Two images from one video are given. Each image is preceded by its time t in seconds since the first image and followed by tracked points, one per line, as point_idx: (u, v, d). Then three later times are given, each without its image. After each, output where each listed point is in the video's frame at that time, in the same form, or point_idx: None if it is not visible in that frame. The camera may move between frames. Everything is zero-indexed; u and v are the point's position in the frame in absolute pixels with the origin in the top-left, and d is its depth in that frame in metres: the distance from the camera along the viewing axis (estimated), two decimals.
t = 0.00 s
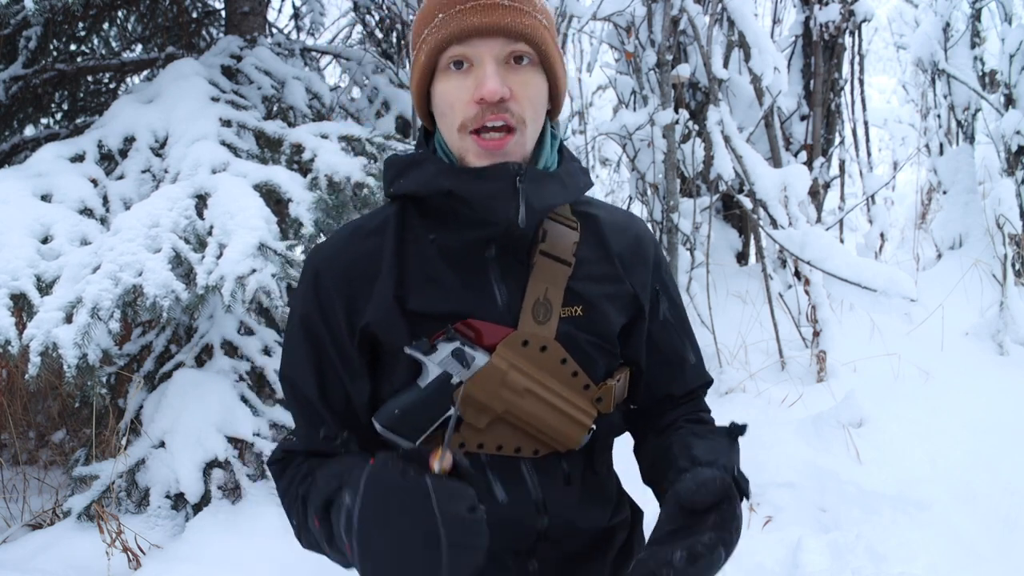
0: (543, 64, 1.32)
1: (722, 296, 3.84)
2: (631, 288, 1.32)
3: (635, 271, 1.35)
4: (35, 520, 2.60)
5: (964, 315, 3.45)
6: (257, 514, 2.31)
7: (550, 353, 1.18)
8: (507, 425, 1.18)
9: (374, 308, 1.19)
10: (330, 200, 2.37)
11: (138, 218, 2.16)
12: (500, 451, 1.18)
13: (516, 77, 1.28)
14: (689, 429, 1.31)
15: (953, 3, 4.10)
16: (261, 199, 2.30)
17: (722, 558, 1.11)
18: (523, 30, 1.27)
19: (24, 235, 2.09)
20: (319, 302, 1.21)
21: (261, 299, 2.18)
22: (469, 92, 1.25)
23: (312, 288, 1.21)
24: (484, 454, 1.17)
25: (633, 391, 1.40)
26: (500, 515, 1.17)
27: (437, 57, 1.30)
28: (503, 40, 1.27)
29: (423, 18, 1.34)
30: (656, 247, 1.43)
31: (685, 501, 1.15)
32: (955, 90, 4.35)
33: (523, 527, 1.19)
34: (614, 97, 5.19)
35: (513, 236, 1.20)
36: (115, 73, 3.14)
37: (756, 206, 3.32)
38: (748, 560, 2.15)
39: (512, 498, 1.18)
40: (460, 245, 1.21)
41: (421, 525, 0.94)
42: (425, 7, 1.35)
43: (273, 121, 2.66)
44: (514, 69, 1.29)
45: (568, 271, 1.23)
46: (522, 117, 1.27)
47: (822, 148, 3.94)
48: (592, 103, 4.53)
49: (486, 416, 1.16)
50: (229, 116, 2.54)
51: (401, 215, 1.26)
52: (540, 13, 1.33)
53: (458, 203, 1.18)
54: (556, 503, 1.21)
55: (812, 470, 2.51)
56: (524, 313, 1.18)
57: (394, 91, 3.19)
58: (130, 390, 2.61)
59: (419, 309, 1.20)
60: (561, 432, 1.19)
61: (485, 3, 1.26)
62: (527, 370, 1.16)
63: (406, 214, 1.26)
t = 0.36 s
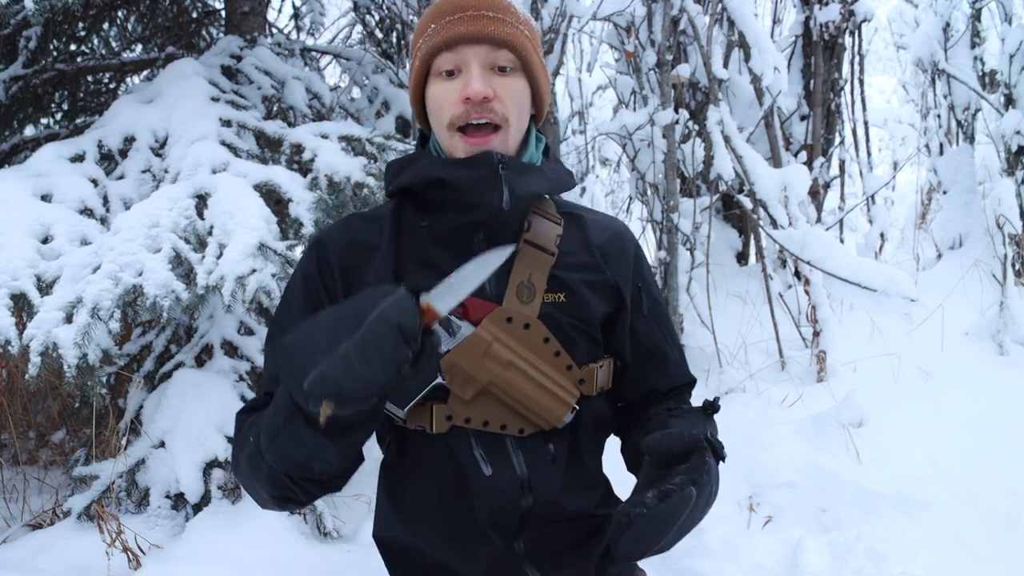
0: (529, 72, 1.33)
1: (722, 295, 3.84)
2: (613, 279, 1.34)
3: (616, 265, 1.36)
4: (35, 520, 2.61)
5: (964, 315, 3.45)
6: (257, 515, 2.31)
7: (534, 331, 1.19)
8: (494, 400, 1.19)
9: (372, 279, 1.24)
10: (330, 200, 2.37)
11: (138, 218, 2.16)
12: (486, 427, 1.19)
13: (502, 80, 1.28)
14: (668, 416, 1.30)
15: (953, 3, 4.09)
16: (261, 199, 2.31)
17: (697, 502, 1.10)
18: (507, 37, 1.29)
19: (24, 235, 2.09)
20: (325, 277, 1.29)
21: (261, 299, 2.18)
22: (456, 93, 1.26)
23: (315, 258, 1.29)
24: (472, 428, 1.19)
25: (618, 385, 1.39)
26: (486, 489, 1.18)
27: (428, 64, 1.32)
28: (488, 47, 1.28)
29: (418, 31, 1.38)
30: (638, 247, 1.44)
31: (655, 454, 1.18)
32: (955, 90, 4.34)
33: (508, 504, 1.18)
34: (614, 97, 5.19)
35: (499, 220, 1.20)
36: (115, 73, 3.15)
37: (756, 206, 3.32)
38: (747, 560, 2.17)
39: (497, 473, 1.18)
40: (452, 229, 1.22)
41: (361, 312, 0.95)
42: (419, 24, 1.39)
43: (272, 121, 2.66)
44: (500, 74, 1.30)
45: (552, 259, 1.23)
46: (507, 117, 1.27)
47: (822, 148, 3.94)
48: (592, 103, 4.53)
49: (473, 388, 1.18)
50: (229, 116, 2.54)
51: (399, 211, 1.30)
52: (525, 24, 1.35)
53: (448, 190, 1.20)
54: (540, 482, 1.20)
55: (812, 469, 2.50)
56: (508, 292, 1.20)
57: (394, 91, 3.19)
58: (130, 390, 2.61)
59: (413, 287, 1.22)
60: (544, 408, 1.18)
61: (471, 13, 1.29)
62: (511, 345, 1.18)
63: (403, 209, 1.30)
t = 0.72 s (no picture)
0: (521, 73, 1.34)
1: (722, 295, 3.84)
2: (604, 277, 1.34)
3: (608, 264, 1.36)
4: (35, 520, 2.60)
5: (964, 315, 3.45)
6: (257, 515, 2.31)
7: (527, 327, 1.20)
8: (488, 395, 1.19)
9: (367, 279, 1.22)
10: (330, 199, 2.37)
11: (138, 218, 2.16)
12: (480, 423, 1.19)
13: (495, 81, 1.29)
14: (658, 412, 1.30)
15: (953, 3, 4.09)
16: (261, 199, 2.31)
17: (694, 482, 1.12)
18: (499, 38, 1.29)
19: (24, 235, 2.09)
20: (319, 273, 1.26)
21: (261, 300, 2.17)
22: (450, 93, 1.26)
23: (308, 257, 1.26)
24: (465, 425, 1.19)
25: (610, 386, 1.39)
26: (480, 484, 1.18)
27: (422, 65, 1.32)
28: (481, 48, 1.29)
29: (412, 33, 1.38)
30: (628, 247, 1.44)
31: (653, 437, 1.20)
32: (955, 90, 4.34)
33: (503, 500, 1.18)
34: (614, 97, 5.19)
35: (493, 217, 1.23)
36: (115, 73, 3.14)
37: (756, 206, 3.32)
38: (747, 560, 2.18)
39: (491, 468, 1.18)
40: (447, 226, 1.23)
41: (364, 256, 0.98)
42: (410, 28, 1.38)
43: (272, 121, 2.66)
44: (492, 74, 1.30)
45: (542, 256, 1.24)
46: (501, 115, 1.27)
47: (822, 148, 3.94)
48: (592, 103, 4.53)
49: (466, 383, 1.17)
50: (229, 116, 2.54)
51: (392, 209, 1.29)
52: (516, 26, 1.36)
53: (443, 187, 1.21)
54: (535, 480, 1.20)
55: (812, 469, 2.50)
56: (501, 289, 1.21)
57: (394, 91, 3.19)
58: (130, 390, 2.60)
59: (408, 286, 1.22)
60: (540, 404, 1.18)
61: (463, 15, 1.29)
62: (504, 340, 1.18)
63: (398, 208, 1.29)
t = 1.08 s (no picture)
0: (518, 72, 1.34)
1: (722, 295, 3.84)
2: (603, 276, 1.34)
3: (606, 264, 1.36)
4: (35, 520, 2.60)
5: (964, 315, 3.45)
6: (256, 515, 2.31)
7: (527, 329, 1.20)
8: (489, 397, 1.19)
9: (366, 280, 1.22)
10: (329, 199, 2.37)
11: (138, 218, 2.16)
12: (482, 426, 1.19)
13: (494, 81, 1.30)
14: (657, 410, 1.31)
15: (953, 3, 4.09)
16: (261, 199, 2.31)
17: (696, 487, 1.13)
18: (497, 38, 1.29)
19: (24, 235, 2.09)
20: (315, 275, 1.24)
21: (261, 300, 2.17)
22: (450, 94, 1.26)
23: (306, 257, 1.25)
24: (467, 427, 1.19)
25: (610, 385, 1.39)
26: (484, 487, 1.18)
27: (418, 67, 1.32)
28: (479, 47, 1.29)
29: (404, 35, 1.37)
30: (626, 246, 1.44)
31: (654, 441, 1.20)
32: (955, 90, 4.34)
33: (506, 503, 1.18)
34: (614, 97, 5.20)
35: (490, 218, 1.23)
36: (115, 73, 3.14)
37: (756, 206, 3.32)
38: (747, 560, 2.18)
39: (494, 471, 1.18)
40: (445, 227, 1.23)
41: (373, 272, 0.98)
42: (404, 27, 1.37)
43: (273, 121, 2.66)
44: (490, 74, 1.31)
45: (542, 257, 1.25)
46: (500, 115, 1.28)
47: (822, 148, 3.93)
48: (592, 103, 4.54)
49: (468, 385, 1.18)
50: (229, 116, 2.54)
51: (390, 211, 1.29)
52: (511, 24, 1.36)
53: (440, 188, 1.21)
54: (538, 482, 1.20)
55: (812, 469, 2.50)
56: (501, 290, 1.21)
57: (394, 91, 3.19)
58: (130, 390, 2.60)
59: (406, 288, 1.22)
60: (539, 405, 1.19)
61: (460, 14, 1.29)
62: (505, 341, 1.19)
63: (395, 211, 1.29)
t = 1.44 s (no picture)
0: (513, 77, 1.35)
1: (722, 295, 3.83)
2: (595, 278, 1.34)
3: (599, 264, 1.37)
4: (35, 520, 2.60)
5: (964, 315, 3.45)
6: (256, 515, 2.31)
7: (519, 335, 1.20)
8: (483, 406, 1.17)
9: (359, 285, 1.21)
10: (329, 200, 2.37)
11: (138, 218, 2.16)
12: (474, 434, 1.17)
13: (490, 89, 1.29)
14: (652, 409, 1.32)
15: (953, 3, 4.10)
16: (261, 199, 2.31)
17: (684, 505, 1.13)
18: (495, 44, 1.29)
19: (24, 235, 2.09)
20: (311, 283, 1.21)
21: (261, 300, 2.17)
22: (447, 103, 1.26)
23: (299, 265, 1.22)
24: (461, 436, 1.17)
25: (605, 384, 1.40)
26: (476, 495, 1.17)
27: (412, 72, 1.30)
28: (476, 54, 1.28)
29: (394, 38, 1.34)
30: (618, 243, 1.45)
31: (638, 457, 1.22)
32: (955, 90, 4.34)
33: (500, 511, 1.18)
34: (614, 97, 5.20)
35: (480, 225, 1.23)
36: (115, 73, 3.14)
37: (756, 206, 3.32)
38: (747, 560, 2.18)
39: (487, 479, 1.18)
40: (437, 235, 1.23)
41: (430, 329, 0.87)
42: (395, 26, 1.35)
43: (272, 121, 2.66)
44: (487, 81, 1.30)
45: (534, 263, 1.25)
46: (497, 124, 1.28)
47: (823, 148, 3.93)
48: (593, 103, 4.54)
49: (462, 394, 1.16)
50: (229, 116, 2.54)
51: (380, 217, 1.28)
52: (506, 27, 1.35)
53: (429, 199, 1.21)
54: (530, 488, 1.20)
55: (812, 469, 2.49)
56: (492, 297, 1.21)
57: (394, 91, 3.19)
58: (129, 390, 2.60)
59: (397, 295, 1.22)
60: (533, 412, 1.18)
61: (458, 19, 1.27)
62: (497, 350, 1.17)
63: (385, 216, 1.28)
